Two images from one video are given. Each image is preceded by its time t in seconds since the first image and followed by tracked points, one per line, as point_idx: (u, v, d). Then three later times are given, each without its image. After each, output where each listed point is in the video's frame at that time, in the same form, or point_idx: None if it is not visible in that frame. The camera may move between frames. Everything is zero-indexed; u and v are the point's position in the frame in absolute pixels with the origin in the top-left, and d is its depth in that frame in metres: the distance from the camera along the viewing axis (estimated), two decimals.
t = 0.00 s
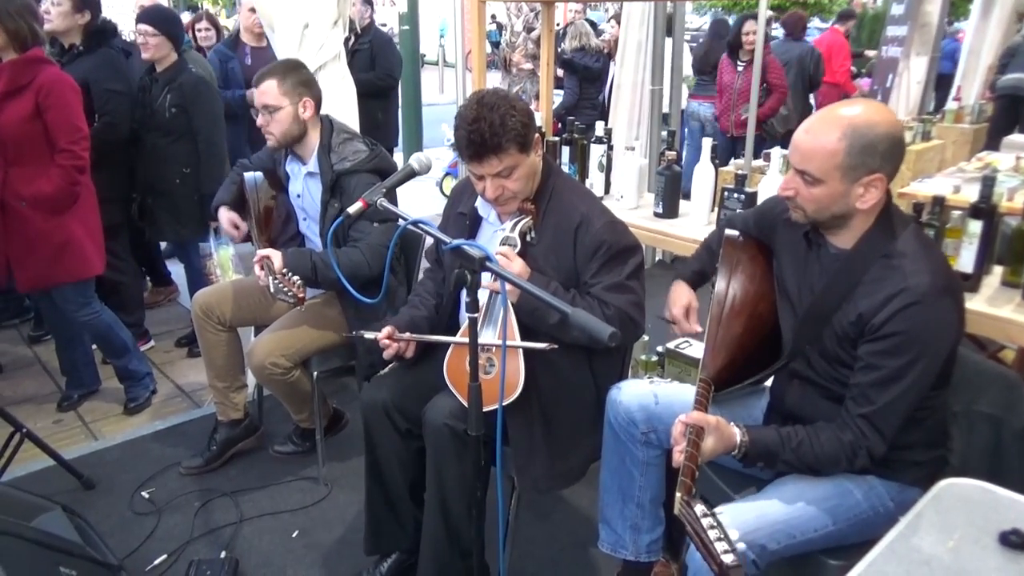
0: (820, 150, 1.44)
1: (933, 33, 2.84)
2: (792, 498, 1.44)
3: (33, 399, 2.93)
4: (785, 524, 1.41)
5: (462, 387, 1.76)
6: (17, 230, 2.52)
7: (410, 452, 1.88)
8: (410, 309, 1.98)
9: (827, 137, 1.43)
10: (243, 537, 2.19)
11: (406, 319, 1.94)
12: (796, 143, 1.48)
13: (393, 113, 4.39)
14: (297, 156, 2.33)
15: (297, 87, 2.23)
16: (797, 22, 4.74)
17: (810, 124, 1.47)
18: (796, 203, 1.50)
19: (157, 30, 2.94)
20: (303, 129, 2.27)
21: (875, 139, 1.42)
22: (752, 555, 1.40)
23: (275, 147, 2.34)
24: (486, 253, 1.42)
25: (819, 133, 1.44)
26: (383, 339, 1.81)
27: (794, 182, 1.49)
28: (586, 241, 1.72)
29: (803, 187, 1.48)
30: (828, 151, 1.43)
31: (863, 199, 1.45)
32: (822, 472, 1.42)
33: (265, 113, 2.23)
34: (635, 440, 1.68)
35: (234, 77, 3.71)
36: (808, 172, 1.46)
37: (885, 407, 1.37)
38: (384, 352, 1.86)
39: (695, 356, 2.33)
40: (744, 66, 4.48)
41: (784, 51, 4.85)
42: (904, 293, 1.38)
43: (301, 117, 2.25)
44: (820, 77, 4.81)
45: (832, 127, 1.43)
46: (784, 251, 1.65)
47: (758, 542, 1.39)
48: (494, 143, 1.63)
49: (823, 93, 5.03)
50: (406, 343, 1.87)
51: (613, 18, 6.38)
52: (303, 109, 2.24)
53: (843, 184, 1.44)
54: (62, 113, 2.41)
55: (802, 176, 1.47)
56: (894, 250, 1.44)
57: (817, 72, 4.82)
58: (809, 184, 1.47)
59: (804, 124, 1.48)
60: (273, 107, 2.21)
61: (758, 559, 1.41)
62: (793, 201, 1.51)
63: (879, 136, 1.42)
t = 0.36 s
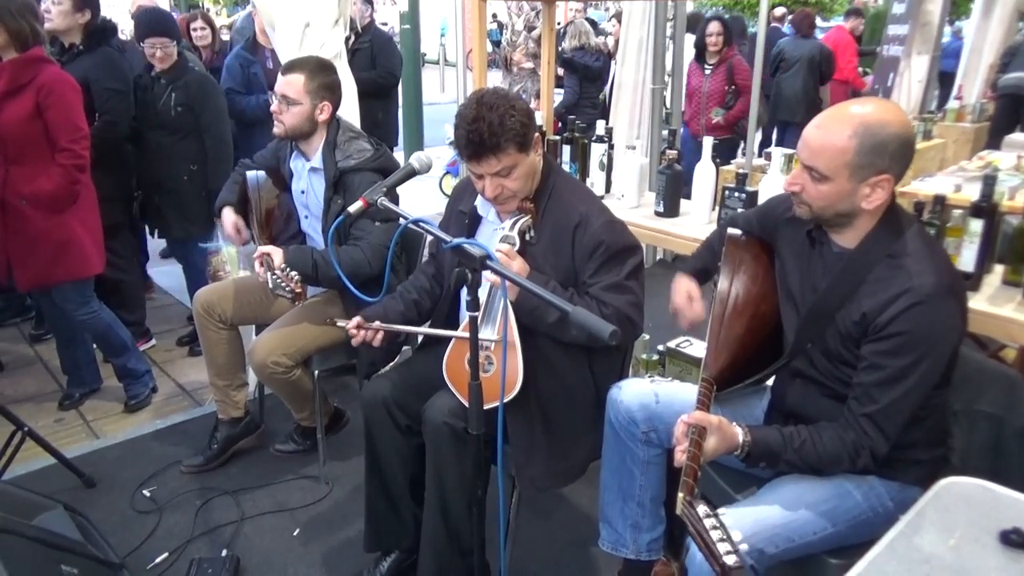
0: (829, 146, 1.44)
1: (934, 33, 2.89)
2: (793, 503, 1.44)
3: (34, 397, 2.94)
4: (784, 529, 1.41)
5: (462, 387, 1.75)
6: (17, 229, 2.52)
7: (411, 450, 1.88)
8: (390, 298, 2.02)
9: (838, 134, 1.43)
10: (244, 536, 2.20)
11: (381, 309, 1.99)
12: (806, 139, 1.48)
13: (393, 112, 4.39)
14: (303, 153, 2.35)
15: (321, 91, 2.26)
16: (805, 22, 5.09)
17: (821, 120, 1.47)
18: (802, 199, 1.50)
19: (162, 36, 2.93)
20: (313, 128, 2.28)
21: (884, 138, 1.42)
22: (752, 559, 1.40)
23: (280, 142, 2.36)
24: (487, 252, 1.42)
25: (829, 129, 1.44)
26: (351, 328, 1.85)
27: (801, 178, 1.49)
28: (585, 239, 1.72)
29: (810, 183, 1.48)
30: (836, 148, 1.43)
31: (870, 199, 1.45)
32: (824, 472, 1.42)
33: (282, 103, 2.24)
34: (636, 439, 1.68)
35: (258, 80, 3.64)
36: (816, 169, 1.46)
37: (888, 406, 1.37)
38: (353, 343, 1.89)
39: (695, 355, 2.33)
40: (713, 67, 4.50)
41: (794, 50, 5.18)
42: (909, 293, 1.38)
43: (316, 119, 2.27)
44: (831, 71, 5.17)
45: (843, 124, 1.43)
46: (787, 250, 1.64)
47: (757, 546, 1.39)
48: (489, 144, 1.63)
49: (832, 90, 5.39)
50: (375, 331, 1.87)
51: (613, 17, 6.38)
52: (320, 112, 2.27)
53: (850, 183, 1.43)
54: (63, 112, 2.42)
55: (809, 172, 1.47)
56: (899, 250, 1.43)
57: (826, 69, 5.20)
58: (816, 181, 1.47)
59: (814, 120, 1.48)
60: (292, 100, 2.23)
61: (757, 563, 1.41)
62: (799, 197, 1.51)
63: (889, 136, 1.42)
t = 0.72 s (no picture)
0: (826, 148, 1.44)
1: (936, 33, 2.95)
2: (795, 500, 1.44)
3: (36, 397, 2.94)
4: (785, 529, 1.41)
5: (464, 387, 1.76)
6: (19, 228, 2.52)
7: (412, 450, 1.89)
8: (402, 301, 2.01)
9: (835, 135, 1.43)
10: (245, 535, 2.20)
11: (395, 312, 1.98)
12: (803, 141, 1.48)
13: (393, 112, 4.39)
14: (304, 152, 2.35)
15: (329, 91, 2.27)
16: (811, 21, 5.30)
17: (818, 122, 1.47)
18: (801, 200, 1.50)
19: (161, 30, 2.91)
20: (317, 126, 2.28)
21: (881, 139, 1.42)
22: (753, 559, 1.40)
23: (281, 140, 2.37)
24: (489, 252, 1.42)
25: (826, 131, 1.44)
26: (369, 329, 1.82)
27: (799, 179, 1.49)
28: (587, 239, 1.72)
29: (807, 184, 1.48)
30: (833, 149, 1.43)
31: (867, 200, 1.45)
32: (825, 473, 1.42)
33: (289, 98, 2.25)
34: (636, 440, 1.68)
35: (274, 78, 3.58)
36: (813, 170, 1.46)
37: (889, 407, 1.37)
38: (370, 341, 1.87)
39: (696, 355, 2.33)
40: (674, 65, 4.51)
41: (797, 48, 5.29)
42: (911, 293, 1.38)
43: (321, 118, 2.27)
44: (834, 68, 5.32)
45: (840, 126, 1.43)
46: (788, 251, 1.64)
47: (760, 543, 1.39)
48: (489, 144, 1.63)
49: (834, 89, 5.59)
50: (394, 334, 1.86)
51: (613, 17, 6.39)
52: (325, 111, 2.28)
53: (847, 184, 1.44)
54: (66, 113, 2.42)
55: (807, 173, 1.48)
56: (901, 250, 1.43)
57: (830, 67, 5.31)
58: (813, 182, 1.47)
59: (811, 122, 1.48)
60: (299, 97, 2.23)
61: (759, 560, 1.41)
62: (798, 198, 1.51)
63: (886, 137, 1.42)
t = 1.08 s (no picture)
0: (836, 146, 1.44)
1: (936, 33, 2.97)
2: (794, 503, 1.44)
3: (37, 396, 2.94)
4: (785, 529, 1.41)
5: (466, 387, 1.76)
6: (20, 227, 2.52)
7: (413, 449, 1.89)
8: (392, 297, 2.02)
9: (846, 134, 1.43)
10: (246, 534, 2.20)
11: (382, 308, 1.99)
12: (813, 138, 1.48)
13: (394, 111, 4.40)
14: (307, 151, 2.35)
15: (330, 87, 2.28)
16: (820, 20, 5.51)
17: (828, 120, 1.47)
18: (805, 197, 1.50)
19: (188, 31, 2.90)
20: (314, 121, 2.27)
21: (891, 141, 1.42)
22: (752, 558, 1.40)
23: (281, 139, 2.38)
24: (490, 251, 1.42)
25: (835, 130, 1.44)
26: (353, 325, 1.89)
27: (806, 176, 1.49)
28: (588, 238, 1.72)
29: (814, 182, 1.48)
30: (843, 148, 1.43)
31: (873, 201, 1.45)
32: (826, 473, 1.43)
33: (290, 90, 2.26)
34: (637, 439, 1.68)
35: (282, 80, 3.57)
36: (820, 168, 1.46)
37: (890, 408, 1.37)
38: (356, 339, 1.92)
39: (697, 355, 2.34)
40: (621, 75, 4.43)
41: (803, 45, 5.53)
42: (914, 294, 1.38)
43: (319, 113, 2.27)
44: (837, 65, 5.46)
45: (850, 125, 1.43)
46: (791, 251, 1.65)
47: (759, 546, 1.39)
48: (491, 140, 1.63)
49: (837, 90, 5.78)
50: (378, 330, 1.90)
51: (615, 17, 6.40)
52: (324, 107, 2.27)
53: (855, 183, 1.44)
54: (68, 112, 2.42)
55: (814, 171, 1.48)
56: (905, 252, 1.43)
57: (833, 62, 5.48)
58: (820, 180, 1.47)
59: (820, 120, 1.48)
60: (299, 89, 2.24)
61: (758, 562, 1.41)
62: (803, 195, 1.51)
63: (895, 138, 1.42)
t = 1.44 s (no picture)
0: (829, 150, 1.44)
1: (937, 34, 3.00)
2: (795, 504, 1.44)
3: (39, 396, 2.95)
4: (786, 528, 1.41)
5: (467, 387, 1.76)
6: (22, 228, 2.52)
7: (414, 450, 1.89)
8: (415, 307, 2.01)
9: (839, 137, 1.43)
10: (247, 535, 2.20)
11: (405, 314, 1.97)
12: (807, 142, 1.48)
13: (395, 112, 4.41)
14: (308, 152, 2.35)
15: (331, 88, 2.28)
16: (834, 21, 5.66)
17: (821, 124, 1.47)
18: (802, 201, 1.50)
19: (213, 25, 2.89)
20: (316, 121, 2.28)
21: (883, 143, 1.41)
22: (754, 558, 1.40)
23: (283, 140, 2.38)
24: (490, 252, 1.42)
25: (827, 134, 1.44)
26: (391, 340, 1.85)
27: (800, 181, 1.50)
28: (589, 239, 1.72)
29: (809, 186, 1.48)
30: (836, 152, 1.43)
31: (868, 203, 1.45)
32: (827, 473, 1.42)
33: (291, 89, 2.26)
34: (638, 440, 1.68)
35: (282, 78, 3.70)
36: (814, 173, 1.46)
37: (890, 407, 1.36)
38: (392, 355, 1.90)
39: (698, 355, 2.34)
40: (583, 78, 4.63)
41: (817, 46, 5.50)
42: (912, 293, 1.37)
43: (320, 113, 2.27)
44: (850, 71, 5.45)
45: (842, 128, 1.43)
46: (790, 251, 1.65)
47: (760, 546, 1.39)
48: (494, 142, 1.63)
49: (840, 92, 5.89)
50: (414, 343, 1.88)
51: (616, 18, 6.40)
52: (325, 107, 2.27)
53: (849, 187, 1.43)
54: (69, 113, 2.43)
55: (808, 175, 1.48)
56: (901, 251, 1.43)
57: (844, 67, 5.46)
58: (814, 184, 1.47)
59: (813, 124, 1.48)
60: (301, 88, 2.25)
61: (758, 562, 1.41)
62: (799, 200, 1.51)
63: (889, 141, 1.41)
